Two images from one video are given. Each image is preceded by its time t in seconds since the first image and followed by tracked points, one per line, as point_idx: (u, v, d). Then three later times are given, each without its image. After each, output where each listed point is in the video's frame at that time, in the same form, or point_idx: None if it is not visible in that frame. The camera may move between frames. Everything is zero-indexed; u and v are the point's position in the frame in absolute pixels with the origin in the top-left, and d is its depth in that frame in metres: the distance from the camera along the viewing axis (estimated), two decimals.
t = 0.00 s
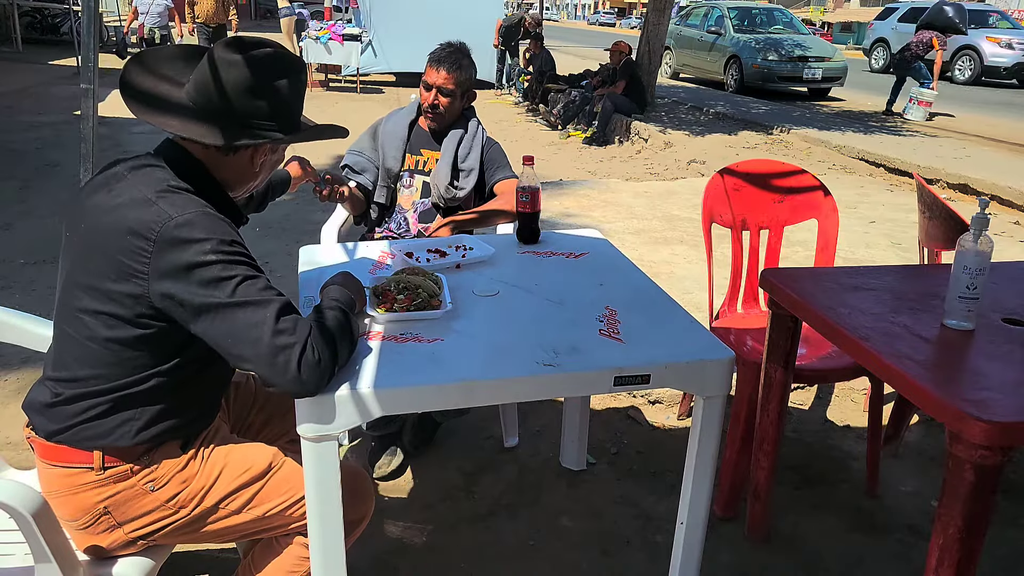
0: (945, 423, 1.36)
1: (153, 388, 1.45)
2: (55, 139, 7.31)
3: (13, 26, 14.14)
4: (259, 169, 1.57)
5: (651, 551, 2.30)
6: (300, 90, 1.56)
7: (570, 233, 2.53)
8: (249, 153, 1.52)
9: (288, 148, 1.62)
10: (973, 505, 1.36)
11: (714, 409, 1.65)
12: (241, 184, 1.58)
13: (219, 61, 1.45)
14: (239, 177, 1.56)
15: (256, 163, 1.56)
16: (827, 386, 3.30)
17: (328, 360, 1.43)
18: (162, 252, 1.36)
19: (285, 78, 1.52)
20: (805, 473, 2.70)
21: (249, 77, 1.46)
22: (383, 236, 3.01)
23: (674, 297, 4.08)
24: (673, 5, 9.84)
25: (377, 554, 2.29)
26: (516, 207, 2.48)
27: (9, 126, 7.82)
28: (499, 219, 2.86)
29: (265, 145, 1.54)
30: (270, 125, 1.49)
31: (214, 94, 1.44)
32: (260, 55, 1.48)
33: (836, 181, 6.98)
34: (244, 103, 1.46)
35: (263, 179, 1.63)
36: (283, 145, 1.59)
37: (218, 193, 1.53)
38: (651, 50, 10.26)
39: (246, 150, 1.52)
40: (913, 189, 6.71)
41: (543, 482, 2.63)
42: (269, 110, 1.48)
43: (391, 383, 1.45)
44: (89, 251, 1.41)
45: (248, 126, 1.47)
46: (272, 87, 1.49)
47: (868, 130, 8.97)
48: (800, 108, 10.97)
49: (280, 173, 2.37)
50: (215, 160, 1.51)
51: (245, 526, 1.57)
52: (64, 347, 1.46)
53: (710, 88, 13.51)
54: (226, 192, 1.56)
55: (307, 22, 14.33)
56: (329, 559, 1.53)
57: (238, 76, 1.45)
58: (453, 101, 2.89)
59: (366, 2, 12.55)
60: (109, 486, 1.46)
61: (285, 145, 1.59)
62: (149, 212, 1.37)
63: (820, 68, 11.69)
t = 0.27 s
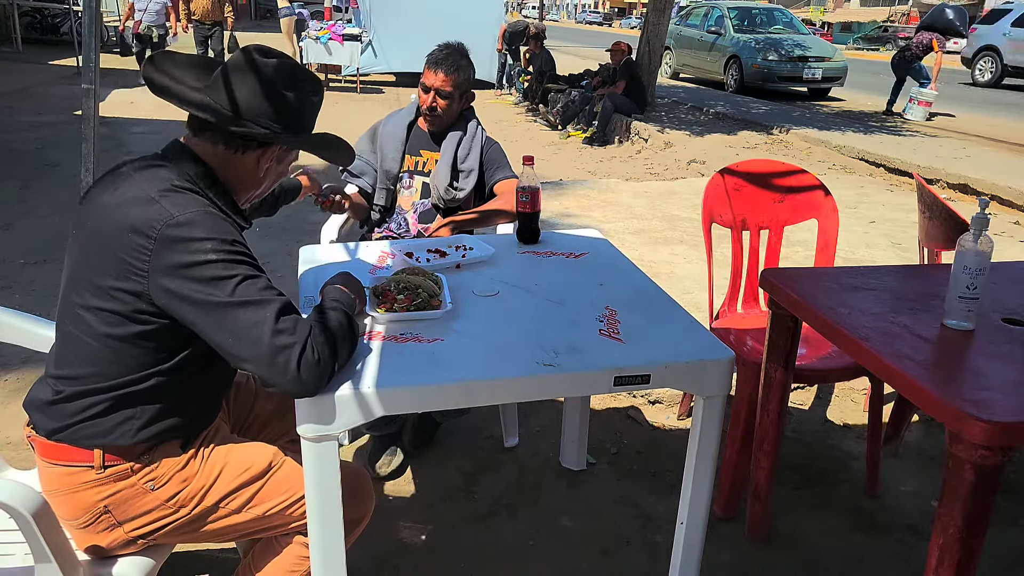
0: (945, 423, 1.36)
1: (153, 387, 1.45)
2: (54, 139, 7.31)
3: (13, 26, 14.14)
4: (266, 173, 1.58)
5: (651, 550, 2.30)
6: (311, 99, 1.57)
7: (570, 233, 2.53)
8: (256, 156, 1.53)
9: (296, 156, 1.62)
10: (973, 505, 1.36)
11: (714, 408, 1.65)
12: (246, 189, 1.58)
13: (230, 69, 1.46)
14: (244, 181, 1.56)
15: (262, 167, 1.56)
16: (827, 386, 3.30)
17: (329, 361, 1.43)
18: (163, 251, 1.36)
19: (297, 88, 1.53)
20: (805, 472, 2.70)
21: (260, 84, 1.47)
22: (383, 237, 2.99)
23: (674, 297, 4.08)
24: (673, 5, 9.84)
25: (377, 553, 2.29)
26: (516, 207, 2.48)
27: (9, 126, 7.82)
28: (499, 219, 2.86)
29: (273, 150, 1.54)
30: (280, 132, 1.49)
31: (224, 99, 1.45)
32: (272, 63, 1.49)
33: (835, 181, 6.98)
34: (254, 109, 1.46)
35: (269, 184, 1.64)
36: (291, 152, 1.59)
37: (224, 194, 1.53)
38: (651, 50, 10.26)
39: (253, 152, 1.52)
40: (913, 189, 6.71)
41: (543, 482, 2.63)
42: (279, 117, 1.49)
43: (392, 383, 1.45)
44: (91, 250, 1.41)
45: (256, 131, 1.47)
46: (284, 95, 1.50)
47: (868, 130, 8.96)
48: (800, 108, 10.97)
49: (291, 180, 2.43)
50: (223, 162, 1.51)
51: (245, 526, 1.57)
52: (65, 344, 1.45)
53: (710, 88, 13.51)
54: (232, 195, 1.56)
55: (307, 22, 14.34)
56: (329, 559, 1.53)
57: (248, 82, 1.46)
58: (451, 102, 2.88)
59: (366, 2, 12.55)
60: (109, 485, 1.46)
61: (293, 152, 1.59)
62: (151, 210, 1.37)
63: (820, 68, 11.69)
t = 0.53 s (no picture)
0: (945, 423, 1.36)
1: (156, 386, 1.45)
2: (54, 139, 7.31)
3: (12, 25, 14.13)
4: (269, 173, 1.58)
5: (651, 551, 2.30)
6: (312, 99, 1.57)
7: (570, 233, 2.53)
8: (259, 156, 1.53)
9: (300, 152, 1.62)
10: (973, 505, 1.36)
11: (714, 408, 1.65)
12: (251, 188, 1.59)
13: (231, 69, 1.46)
14: (249, 180, 1.56)
15: (266, 168, 1.56)
16: (827, 386, 3.30)
17: (330, 361, 1.43)
18: (168, 249, 1.36)
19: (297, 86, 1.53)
20: (805, 473, 2.70)
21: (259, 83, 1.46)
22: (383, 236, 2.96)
23: (674, 297, 4.08)
24: (673, 5, 9.84)
25: (377, 553, 2.29)
26: (516, 207, 2.48)
27: (9, 126, 7.82)
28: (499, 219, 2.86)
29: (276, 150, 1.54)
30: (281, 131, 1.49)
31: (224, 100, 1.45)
32: (272, 63, 1.49)
33: (836, 181, 6.98)
34: (253, 108, 1.46)
35: (272, 185, 1.63)
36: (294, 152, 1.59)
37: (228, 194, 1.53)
38: (651, 50, 10.26)
39: (258, 153, 1.52)
40: (914, 189, 6.71)
41: (543, 482, 2.63)
42: (279, 116, 1.48)
43: (392, 383, 1.45)
44: (97, 247, 1.41)
45: (257, 129, 1.47)
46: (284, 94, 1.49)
47: (868, 130, 8.96)
48: (800, 108, 10.96)
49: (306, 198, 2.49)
50: (227, 162, 1.52)
51: (246, 526, 1.57)
52: (70, 341, 1.45)
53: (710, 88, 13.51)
54: (236, 195, 1.57)
55: (307, 22, 14.34)
56: (329, 559, 1.53)
57: (248, 82, 1.46)
58: (448, 104, 2.87)
59: (366, 2, 12.55)
60: (111, 484, 1.46)
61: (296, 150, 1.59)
62: (157, 208, 1.37)
63: (820, 68, 11.69)
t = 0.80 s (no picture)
0: (945, 423, 1.36)
1: (157, 385, 1.45)
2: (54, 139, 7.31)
3: (12, 25, 14.13)
4: (275, 176, 1.57)
5: (652, 551, 2.30)
6: (317, 101, 1.57)
7: (570, 233, 2.53)
8: (263, 159, 1.52)
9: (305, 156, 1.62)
10: (973, 505, 1.36)
11: (714, 408, 1.65)
12: (256, 191, 1.58)
13: (236, 73, 1.47)
14: (254, 182, 1.56)
15: (271, 170, 1.56)
16: (827, 386, 3.30)
17: (331, 361, 1.43)
18: (168, 248, 1.36)
19: (302, 88, 1.53)
20: (805, 473, 2.70)
21: (263, 86, 1.47)
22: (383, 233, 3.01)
23: (674, 297, 4.08)
24: (673, 5, 9.84)
25: (377, 554, 2.29)
26: (516, 207, 2.48)
27: (9, 126, 7.82)
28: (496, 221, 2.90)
29: (281, 152, 1.54)
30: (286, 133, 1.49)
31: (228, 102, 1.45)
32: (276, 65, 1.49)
33: (836, 180, 6.98)
34: (256, 111, 1.46)
35: (279, 188, 1.63)
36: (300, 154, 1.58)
37: (233, 195, 1.53)
38: (651, 50, 10.26)
39: (262, 155, 1.52)
40: (913, 189, 6.71)
41: (543, 482, 2.63)
42: (283, 119, 1.48)
43: (392, 383, 1.45)
44: (98, 245, 1.41)
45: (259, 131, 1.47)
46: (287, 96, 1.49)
47: (868, 130, 8.96)
48: (800, 108, 10.96)
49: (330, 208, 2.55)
50: (232, 163, 1.51)
51: (246, 526, 1.57)
52: (72, 339, 1.45)
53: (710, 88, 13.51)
54: (242, 197, 1.57)
55: (307, 22, 14.34)
56: (329, 559, 1.53)
57: (250, 86, 1.46)
58: (453, 109, 2.85)
59: (366, 2, 12.55)
60: (111, 483, 1.46)
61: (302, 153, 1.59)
62: (159, 207, 1.37)
63: (820, 68, 11.69)
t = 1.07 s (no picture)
0: (945, 423, 1.36)
1: (157, 386, 1.45)
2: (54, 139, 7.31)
3: (12, 25, 14.13)
4: (276, 176, 1.57)
5: (651, 551, 2.30)
6: (314, 98, 1.56)
7: (570, 233, 2.53)
8: (263, 161, 1.52)
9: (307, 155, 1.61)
10: (973, 505, 1.36)
11: (714, 408, 1.65)
12: (258, 191, 1.58)
13: (228, 71, 1.45)
14: (255, 183, 1.56)
15: (272, 171, 1.55)
16: (827, 386, 3.30)
17: (335, 359, 1.43)
18: (170, 249, 1.36)
19: (297, 86, 1.51)
20: (805, 473, 2.70)
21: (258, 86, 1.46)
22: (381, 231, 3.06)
23: (674, 297, 4.08)
24: (673, 5, 9.84)
25: (377, 554, 2.29)
26: (516, 207, 2.48)
27: (9, 126, 7.82)
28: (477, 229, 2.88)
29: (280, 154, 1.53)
30: (283, 134, 1.49)
31: (222, 102, 1.44)
32: (271, 64, 1.48)
33: (836, 180, 6.98)
34: (251, 111, 1.45)
35: (281, 187, 1.63)
36: (300, 154, 1.58)
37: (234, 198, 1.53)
38: (651, 50, 10.26)
39: (262, 156, 1.52)
40: (913, 189, 6.71)
41: (543, 482, 2.63)
42: (278, 118, 1.48)
43: (392, 383, 1.45)
44: (100, 246, 1.41)
45: (259, 131, 1.46)
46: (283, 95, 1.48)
47: (868, 130, 8.96)
48: (800, 108, 10.96)
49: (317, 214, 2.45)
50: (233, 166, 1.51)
51: (246, 527, 1.57)
52: (72, 340, 1.45)
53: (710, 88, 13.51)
54: (243, 199, 1.57)
55: (307, 22, 14.36)
56: (329, 559, 1.53)
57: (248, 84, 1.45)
58: (452, 114, 2.84)
59: (366, 2, 12.56)
60: (111, 484, 1.46)
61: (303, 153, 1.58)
62: (160, 208, 1.37)
63: (820, 68, 11.69)
